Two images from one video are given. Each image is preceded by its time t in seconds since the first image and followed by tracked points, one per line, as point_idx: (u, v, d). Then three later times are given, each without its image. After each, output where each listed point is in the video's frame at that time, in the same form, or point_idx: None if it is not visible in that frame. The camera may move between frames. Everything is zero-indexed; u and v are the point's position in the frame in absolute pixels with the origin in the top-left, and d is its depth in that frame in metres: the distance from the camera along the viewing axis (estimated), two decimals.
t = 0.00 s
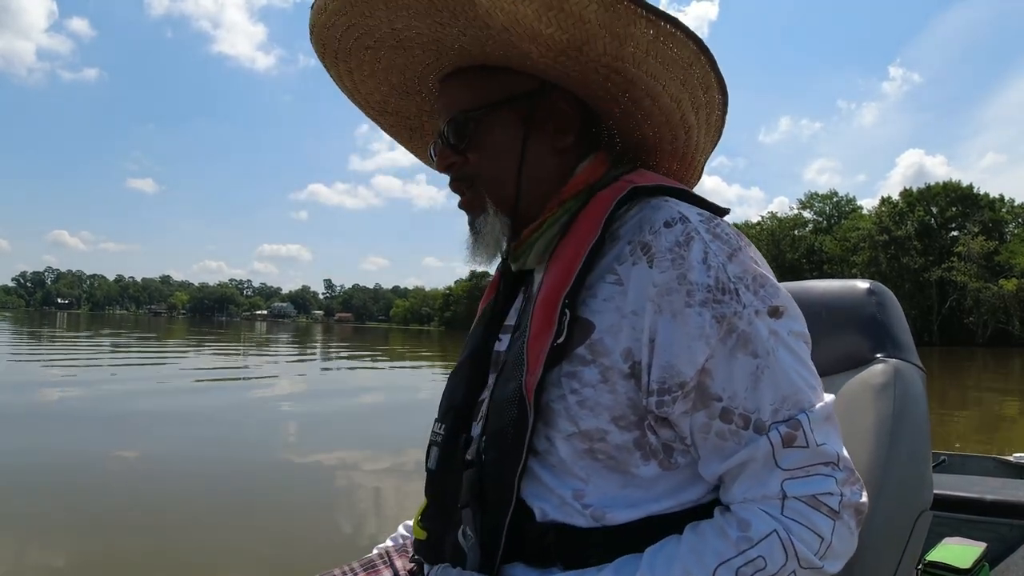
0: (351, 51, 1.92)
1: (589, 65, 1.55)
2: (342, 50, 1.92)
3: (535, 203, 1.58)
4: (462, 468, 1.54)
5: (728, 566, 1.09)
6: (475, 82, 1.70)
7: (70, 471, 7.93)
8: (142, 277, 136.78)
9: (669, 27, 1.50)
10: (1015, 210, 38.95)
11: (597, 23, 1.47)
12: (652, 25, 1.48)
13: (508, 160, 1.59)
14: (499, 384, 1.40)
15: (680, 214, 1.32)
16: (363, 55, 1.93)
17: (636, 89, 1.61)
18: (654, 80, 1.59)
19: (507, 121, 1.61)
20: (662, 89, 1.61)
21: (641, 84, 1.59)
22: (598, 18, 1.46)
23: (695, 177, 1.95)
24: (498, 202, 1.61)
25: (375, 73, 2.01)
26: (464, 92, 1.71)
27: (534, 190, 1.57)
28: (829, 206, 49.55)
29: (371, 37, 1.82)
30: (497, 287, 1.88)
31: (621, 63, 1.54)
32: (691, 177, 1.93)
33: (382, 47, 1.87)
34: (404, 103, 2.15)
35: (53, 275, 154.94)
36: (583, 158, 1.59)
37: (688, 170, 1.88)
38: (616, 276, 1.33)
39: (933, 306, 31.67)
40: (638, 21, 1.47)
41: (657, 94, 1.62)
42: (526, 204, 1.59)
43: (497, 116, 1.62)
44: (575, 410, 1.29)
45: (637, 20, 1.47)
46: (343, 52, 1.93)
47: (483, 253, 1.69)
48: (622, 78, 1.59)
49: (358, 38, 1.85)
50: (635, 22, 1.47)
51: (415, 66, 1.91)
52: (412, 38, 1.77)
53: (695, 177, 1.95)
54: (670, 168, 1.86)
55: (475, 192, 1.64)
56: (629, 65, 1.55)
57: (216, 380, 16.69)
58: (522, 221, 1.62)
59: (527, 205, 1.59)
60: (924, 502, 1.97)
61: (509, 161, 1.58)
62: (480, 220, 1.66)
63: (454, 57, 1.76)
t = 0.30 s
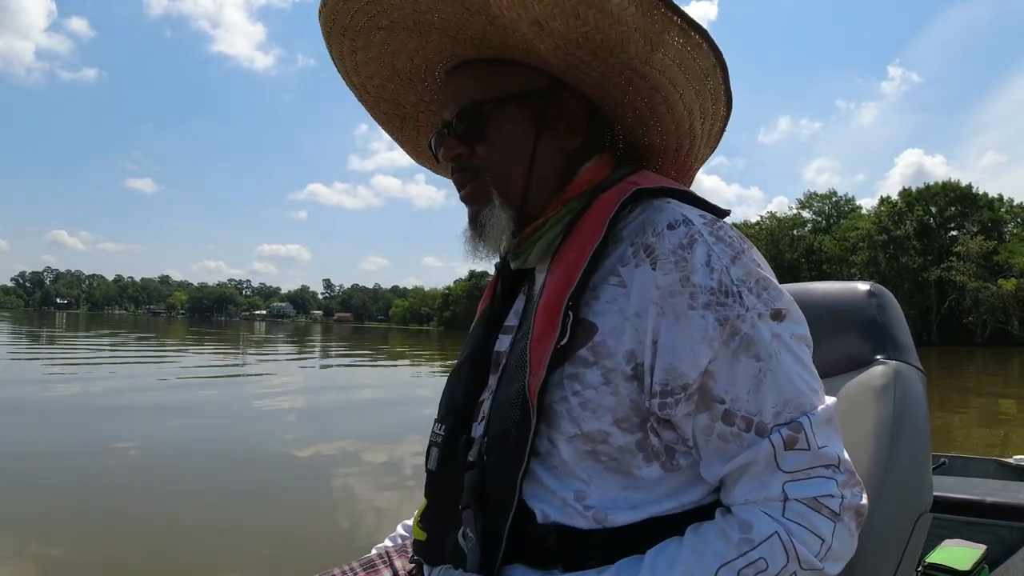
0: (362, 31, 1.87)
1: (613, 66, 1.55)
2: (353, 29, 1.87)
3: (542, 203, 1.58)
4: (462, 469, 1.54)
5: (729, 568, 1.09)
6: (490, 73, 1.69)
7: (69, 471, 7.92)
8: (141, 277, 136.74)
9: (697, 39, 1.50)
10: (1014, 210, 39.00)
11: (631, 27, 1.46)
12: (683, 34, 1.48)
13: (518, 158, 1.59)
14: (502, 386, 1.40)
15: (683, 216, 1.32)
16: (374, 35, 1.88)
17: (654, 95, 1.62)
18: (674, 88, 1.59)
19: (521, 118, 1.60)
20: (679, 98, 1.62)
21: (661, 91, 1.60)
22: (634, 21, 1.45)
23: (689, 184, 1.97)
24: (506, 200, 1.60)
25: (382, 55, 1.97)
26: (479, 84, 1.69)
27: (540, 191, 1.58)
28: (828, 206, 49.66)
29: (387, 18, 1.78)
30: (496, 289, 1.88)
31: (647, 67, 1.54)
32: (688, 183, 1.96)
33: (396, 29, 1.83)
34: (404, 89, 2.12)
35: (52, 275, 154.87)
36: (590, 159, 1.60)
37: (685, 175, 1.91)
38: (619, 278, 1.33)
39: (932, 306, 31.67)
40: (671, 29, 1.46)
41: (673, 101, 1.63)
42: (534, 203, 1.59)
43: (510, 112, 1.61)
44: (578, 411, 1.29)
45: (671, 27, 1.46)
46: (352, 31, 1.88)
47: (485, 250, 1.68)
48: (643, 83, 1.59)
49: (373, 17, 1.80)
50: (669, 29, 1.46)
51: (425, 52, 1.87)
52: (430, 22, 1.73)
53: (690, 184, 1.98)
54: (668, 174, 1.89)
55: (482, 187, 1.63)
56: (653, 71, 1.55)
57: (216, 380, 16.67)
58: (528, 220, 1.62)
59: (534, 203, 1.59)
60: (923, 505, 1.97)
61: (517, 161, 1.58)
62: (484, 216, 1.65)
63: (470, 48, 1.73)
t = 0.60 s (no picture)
0: (364, 31, 1.87)
1: (608, 66, 1.56)
2: (355, 31, 1.87)
3: (541, 203, 1.59)
4: (464, 467, 1.54)
5: (729, 564, 1.09)
6: (491, 74, 1.68)
7: (69, 470, 7.89)
8: (141, 277, 136.77)
9: (692, 39, 1.49)
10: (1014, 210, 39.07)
11: (627, 27, 1.46)
12: (678, 34, 1.48)
13: (518, 157, 1.58)
14: (503, 384, 1.40)
15: (683, 215, 1.32)
16: (375, 36, 1.88)
17: (652, 95, 1.61)
18: (671, 88, 1.59)
19: (520, 118, 1.60)
20: (677, 97, 1.62)
21: (658, 90, 1.60)
22: (628, 22, 1.45)
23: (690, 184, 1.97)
24: (506, 199, 1.60)
25: (385, 57, 1.96)
26: (480, 85, 1.69)
27: (540, 191, 1.57)
28: (827, 206, 49.72)
29: (388, 20, 1.78)
30: (498, 289, 1.88)
31: (642, 67, 1.54)
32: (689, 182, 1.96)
33: (397, 31, 1.83)
34: (408, 90, 2.11)
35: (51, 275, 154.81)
36: (590, 159, 1.61)
37: (685, 175, 1.91)
38: (620, 276, 1.33)
39: (931, 306, 31.67)
40: (665, 29, 1.46)
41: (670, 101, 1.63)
42: (533, 202, 1.59)
43: (509, 112, 1.61)
44: (579, 408, 1.29)
45: (664, 28, 1.46)
46: (353, 32, 1.88)
47: (484, 250, 1.68)
48: (639, 82, 1.59)
49: (374, 19, 1.80)
50: (662, 29, 1.46)
51: (426, 53, 1.87)
52: (430, 24, 1.73)
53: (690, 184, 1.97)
54: (669, 174, 1.89)
55: (481, 187, 1.63)
56: (648, 70, 1.54)
57: (215, 379, 16.65)
58: (528, 219, 1.62)
59: (534, 202, 1.59)
60: (924, 503, 1.96)
61: (516, 160, 1.58)
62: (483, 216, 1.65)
63: (470, 49, 1.73)
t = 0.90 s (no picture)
0: (362, 36, 1.87)
1: (603, 69, 1.56)
2: (353, 36, 1.87)
3: (540, 203, 1.59)
4: (465, 465, 1.53)
5: (729, 560, 1.09)
6: (488, 76, 1.68)
7: (67, 471, 7.87)
8: (141, 278, 136.85)
9: (686, 39, 1.49)
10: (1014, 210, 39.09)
11: (620, 29, 1.46)
12: (671, 35, 1.48)
13: (517, 157, 1.58)
14: (503, 381, 1.40)
15: (682, 213, 1.32)
16: (373, 40, 1.88)
17: (648, 96, 1.61)
18: (667, 89, 1.59)
19: (519, 119, 1.60)
20: (673, 98, 1.62)
21: (654, 91, 1.60)
22: (622, 24, 1.45)
23: (689, 182, 1.97)
24: (505, 198, 1.59)
25: (383, 60, 1.96)
26: (478, 88, 1.69)
27: (538, 191, 1.58)
28: (827, 206, 49.79)
29: (385, 24, 1.78)
30: (498, 288, 1.88)
31: (636, 69, 1.54)
32: (689, 181, 1.96)
33: (395, 35, 1.83)
34: (408, 92, 2.11)
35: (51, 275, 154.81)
36: (589, 158, 1.61)
37: (684, 173, 1.91)
38: (619, 274, 1.33)
39: (931, 306, 31.68)
40: (658, 30, 1.46)
41: (666, 102, 1.62)
42: (532, 201, 1.59)
43: (507, 114, 1.61)
44: (578, 406, 1.29)
45: (658, 29, 1.46)
46: (351, 37, 1.88)
47: (482, 248, 1.68)
48: (635, 83, 1.59)
49: (370, 24, 1.80)
50: (655, 31, 1.46)
51: (424, 57, 1.87)
52: (426, 28, 1.73)
53: (689, 182, 1.97)
54: (667, 173, 1.89)
55: (479, 188, 1.63)
56: (643, 72, 1.55)
57: (215, 380, 16.66)
58: (527, 217, 1.62)
59: (533, 200, 1.59)
60: (924, 500, 1.96)
61: (515, 160, 1.58)
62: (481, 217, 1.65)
63: (467, 52, 1.73)
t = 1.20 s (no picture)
0: (361, 35, 1.87)
1: (603, 67, 1.56)
2: (352, 34, 1.87)
3: (540, 202, 1.59)
4: (464, 466, 1.53)
5: (729, 561, 1.09)
6: (488, 75, 1.68)
7: (68, 471, 7.87)
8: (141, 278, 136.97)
9: (687, 38, 1.49)
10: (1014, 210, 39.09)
11: (620, 28, 1.46)
12: (672, 34, 1.48)
13: (517, 156, 1.58)
14: (503, 381, 1.40)
15: (681, 213, 1.32)
16: (372, 39, 1.88)
17: (648, 95, 1.61)
18: (667, 88, 1.59)
19: (519, 118, 1.60)
20: (673, 97, 1.62)
21: (654, 90, 1.60)
22: (622, 23, 1.45)
23: (688, 182, 1.97)
24: (505, 197, 1.59)
25: (382, 60, 1.97)
26: (477, 86, 1.69)
27: (538, 190, 1.58)
28: (827, 206, 49.81)
29: (383, 23, 1.78)
30: (498, 288, 1.88)
31: (637, 67, 1.54)
32: (688, 180, 1.95)
33: (393, 34, 1.83)
34: (407, 91, 2.11)
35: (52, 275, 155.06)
36: (589, 158, 1.61)
37: (683, 173, 1.90)
38: (619, 274, 1.33)
39: (932, 306, 31.67)
40: (659, 29, 1.46)
41: (666, 102, 1.63)
42: (533, 200, 1.59)
43: (508, 113, 1.61)
44: (578, 406, 1.29)
45: (658, 28, 1.46)
46: (351, 36, 1.88)
47: (482, 248, 1.67)
48: (635, 82, 1.59)
49: (369, 22, 1.80)
50: (656, 30, 1.46)
51: (423, 55, 1.87)
52: (426, 27, 1.73)
53: (688, 181, 1.97)
54: (666, 173, 1.89)
55: (479, 187, 1.63)
56: (643, 71, 1.55)
57: (216, 380, 16.67)
58: (527, 217, 1.62)
59: (533, 201, 1.59)
60: (924, 500, 1.96)
61: (515, 159, 1.58)
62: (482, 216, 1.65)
63: (466, 51, 1.73)
